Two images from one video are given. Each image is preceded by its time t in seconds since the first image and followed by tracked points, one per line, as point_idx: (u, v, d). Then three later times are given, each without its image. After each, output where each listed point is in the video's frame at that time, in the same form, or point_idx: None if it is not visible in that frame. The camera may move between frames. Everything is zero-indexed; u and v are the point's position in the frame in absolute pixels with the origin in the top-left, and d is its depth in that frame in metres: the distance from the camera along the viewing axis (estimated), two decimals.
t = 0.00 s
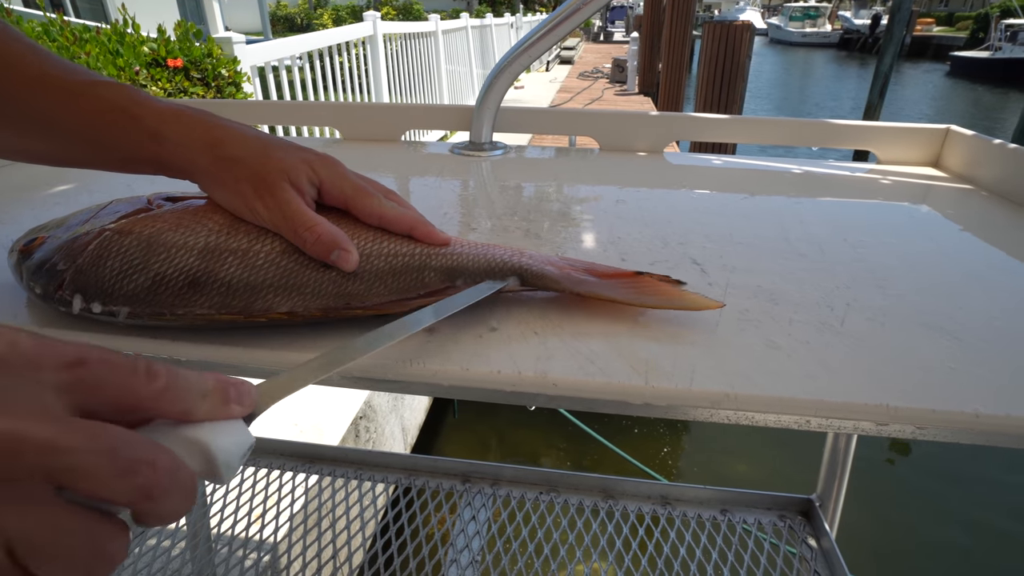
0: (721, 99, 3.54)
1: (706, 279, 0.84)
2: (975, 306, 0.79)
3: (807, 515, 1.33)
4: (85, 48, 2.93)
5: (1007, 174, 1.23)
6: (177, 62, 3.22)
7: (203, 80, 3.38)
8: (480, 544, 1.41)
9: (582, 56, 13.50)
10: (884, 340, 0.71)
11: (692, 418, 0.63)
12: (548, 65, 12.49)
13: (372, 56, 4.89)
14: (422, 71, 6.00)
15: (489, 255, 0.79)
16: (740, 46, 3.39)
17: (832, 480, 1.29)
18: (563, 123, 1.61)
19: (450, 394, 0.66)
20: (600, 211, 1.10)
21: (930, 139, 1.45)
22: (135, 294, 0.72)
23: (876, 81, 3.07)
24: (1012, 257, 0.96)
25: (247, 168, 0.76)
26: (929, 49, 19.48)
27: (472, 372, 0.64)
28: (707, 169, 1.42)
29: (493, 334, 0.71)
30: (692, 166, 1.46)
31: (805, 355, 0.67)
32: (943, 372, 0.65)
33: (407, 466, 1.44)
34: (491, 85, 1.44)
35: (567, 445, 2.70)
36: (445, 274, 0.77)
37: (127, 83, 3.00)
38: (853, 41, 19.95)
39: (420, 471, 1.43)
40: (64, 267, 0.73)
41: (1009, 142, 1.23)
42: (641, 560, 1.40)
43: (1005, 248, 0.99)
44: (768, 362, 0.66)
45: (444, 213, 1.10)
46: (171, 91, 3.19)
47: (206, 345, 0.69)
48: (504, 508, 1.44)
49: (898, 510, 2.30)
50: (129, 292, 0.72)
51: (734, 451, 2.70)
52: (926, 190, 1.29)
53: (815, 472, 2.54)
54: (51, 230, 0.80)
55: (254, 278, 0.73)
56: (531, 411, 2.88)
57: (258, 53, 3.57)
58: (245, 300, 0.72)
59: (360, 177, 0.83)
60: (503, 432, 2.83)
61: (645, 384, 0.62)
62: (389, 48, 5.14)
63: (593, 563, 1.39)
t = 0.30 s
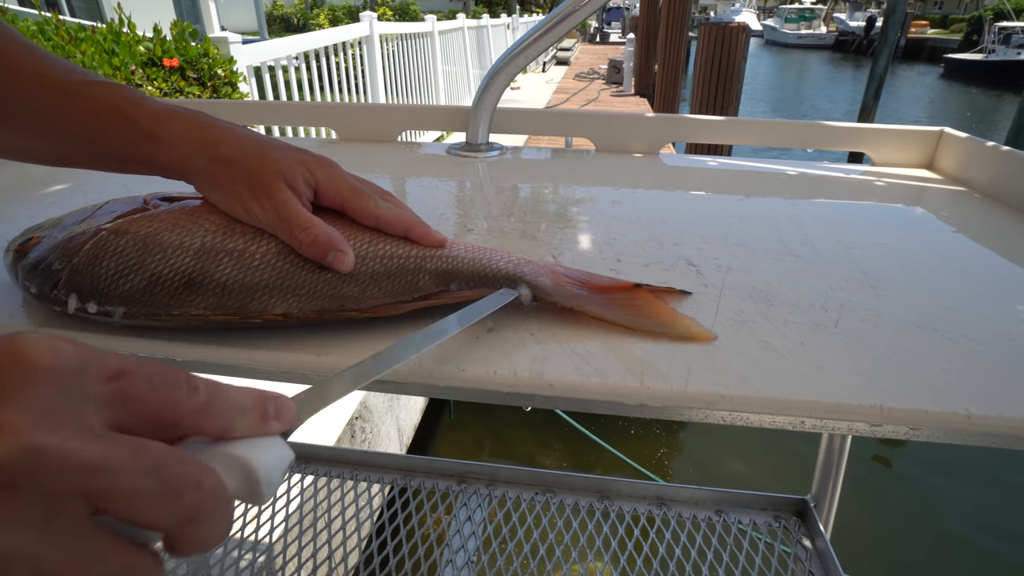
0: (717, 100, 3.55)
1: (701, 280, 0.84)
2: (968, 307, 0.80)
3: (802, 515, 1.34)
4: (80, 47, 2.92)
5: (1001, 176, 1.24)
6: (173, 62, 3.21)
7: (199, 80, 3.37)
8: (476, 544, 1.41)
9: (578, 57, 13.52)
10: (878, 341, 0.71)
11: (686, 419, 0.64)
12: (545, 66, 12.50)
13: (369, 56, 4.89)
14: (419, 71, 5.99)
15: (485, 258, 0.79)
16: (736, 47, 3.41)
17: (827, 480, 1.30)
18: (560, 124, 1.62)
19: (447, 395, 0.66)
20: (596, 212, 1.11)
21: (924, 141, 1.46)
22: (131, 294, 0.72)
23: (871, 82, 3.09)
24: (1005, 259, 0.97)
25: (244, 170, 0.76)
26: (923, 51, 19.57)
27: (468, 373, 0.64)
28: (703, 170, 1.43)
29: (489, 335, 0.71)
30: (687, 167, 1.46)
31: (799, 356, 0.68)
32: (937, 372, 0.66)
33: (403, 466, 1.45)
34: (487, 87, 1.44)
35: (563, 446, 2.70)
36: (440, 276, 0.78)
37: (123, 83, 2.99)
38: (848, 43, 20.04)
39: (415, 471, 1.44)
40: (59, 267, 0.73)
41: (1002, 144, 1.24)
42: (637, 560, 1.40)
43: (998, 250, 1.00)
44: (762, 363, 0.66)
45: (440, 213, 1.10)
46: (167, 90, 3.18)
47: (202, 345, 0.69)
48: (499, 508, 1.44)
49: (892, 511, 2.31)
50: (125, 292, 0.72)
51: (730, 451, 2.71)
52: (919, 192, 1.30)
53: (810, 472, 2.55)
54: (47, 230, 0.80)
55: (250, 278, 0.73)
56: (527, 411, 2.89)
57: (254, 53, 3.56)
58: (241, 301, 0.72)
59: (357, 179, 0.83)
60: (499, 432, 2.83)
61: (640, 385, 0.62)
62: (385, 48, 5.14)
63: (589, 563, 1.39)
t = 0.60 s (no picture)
0: (715, 102, 3.56)
1: (698, 281, 0.85)
2: (965, 309, 0.80)
3: (800, 517, 1.34)
4: (79, 48, 2.92)
5: (997, 178, 1.25)
6: (172, 63, 3.20)
7: (197, 81, 3.37)
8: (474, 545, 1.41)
9: (576, 59, 13.55)
10: (874, 342, 0.72)
11: (684, 420, 0.64)
12: (543, 68, 12.53)
13: (367, 57, 4.89)
14: (417, 73, 6.00)
15: (483, 258, 0.79)
16: (734, 49, 3.42)
17: (824, 482, 1.30)
18: (558, 125, 1.62)
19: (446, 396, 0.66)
20: (595, 214, 1.11)
21: (920, 143, 1.47)
22: (130, 295, 0.71)
23: (868, 84, 3.10)
24: (1001, 261, 0.97)
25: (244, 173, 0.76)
26: (920, 53, 19.63)
27: (466, 373, 0.64)
28: (701, 172, 1.43)
29: (487, 336, 0.71)
30: (685, 169, 1.47)
31: (796, 357, 0.68)
32: (933, 374, 0.66)
33: (401, 468, 1.46)
34: (485, 89, 1.45)
35: (561, 448, 2.70)
36: (439, 275, 0.77)
37: (121, 83, 2.99)
38: (845, 45, 20.10)
39: (414, 472, 1.45)
40: (58, 268, 0.72)
41: (998, 146, 1.25)
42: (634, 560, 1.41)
43: (994, 252, 1.01)
44: (759, 364, 0.67)
45: (439, 215, 1.10)
46: (165, 91, 3.18)
47: (201, 345, 0.69)
48: (497, 510, 1.45)
49: (888, 512, 2.32)
50: (124, 293, 0.71)
51: (727, 452, 2.71)
52: (915, 194, 1.30)
53: (808, 474, 2.55)
54: (45, 230, 0.80)
55: (249, 279, 0.72)
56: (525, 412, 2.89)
57: (253, 53, 3.57)
58: (239, 301, 0.72)
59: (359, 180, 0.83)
60: (498, 433, 2.83)
61: (638, 386, 0.62)
62: (383, 50, 5.15)
63: (587, 564, 1.40)
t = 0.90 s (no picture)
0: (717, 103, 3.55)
1: (702, 282, 0.85)
2: (970, 310, 0.80)
3: (803, 518, 1.34)
4: (81, 50, 2.93)
5: (1000, 179, 1.24)
6: (174, 64, 3.21)
7: (199, 82, 3.37)
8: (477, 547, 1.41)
9: (577, 60, 13.57)
10: (879, 343, 0.71)
11: (689, 421, 0.64)
12: (544, 69, 12.54)
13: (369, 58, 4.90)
14: (418, 75, 6.00)
15: (490, 260, 0.78)
16: (735, 50, 3.42)
17: (828, 483, 1.30)
18: (560, 126, 1.62)
19: (450, 397, 0.66)
20: (598, 215, 1.11)
21: (924, 144, 1.47)
22: (133, 299, 0.70)
23: (870, 85, 3.09)
24: (1005, 262, 0.97)
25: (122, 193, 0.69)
26: (922, 54, 19.59)
27: (471, 374, 0.64)
28: (703, 173, 1.43)
29: (492, 337, 0.71)
30: (688, 170, 1.47)
31: (800, 358, 0.68)
32: (938, 375, 0.66)
33: (404, 469, 1.46)
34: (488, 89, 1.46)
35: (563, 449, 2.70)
36: (444, 276, 0.76)
37: (124, 85, 2.99)
38: (847, 46, 20.07)
39: (416, 473, 1.45)
40: (61, 271, 0.71)
41: (1002, 147, 1.25)
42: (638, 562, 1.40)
43: (999, 253, 1.00)
44: (763, 365, 0.66)
45: (442, 215, 1.10)
46: (168, 93, 3.18)
47: (204, 345, 0.69)
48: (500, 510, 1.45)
49: (890, 514, 2.32)
50: (127, 297, 0.70)
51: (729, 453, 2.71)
52: (919, 195, 1.30)
53: (811, 475, 2.55)
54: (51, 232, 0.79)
55: (253, 283, 0.70)
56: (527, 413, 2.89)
57: (255, 55, 3.57)
58: (244, 305, 0.71)
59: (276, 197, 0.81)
60: (500, 435, 2.84)
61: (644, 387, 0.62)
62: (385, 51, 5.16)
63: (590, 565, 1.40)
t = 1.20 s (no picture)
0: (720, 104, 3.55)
1: (705, 282, 0.85)
2: (973, 311, 0.80)
3: (804, 519, 1.34)
4: (85, 47, 2.93)
5: (1004, 181, 1.24)
6: (178, 62, 3.21)
7: (203, 80, 3.37)
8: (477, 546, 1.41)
9: (581, 60, 13.57)
10: (882, 344, 0.71)
11: (691, 421, 0.64)
12: (547, 69, 12.54)
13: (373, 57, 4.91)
14: (422, 74, 6.00)
15: (494, 260, 0.78)
16: (739, 51, 3.41)
17: (829, 484, 1.29)
18: (564, 126, 1.62)
19: (453, 395, 0.66)
20: (601, 215, 1.11)
21: (927, 146, 1.46)
22: (139, 263, 0.72)
23: (874, 87, 3.09)
24: (1009, 264, 0.97)
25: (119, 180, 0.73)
26: (926, 56, 19.55)
27: (473, 373, 0.64)
28: (707, 174, 1.43)
29: (495, 336, 0.71)
30: (691, 170, 1.47)
31: (804, 359, 0.68)
32: (941, 376, 0.66)
33: (405, 467, 1.47)
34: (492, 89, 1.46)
35: (564, 450, 2.71)
36: (447, 271, 0.76)
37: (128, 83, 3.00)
38: (851, 47, 20.03)
39: (417, 472, 1.45)
40: (78, 230, 0.74)
41: (1005, 149, 1.24)
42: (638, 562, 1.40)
43: (1002, 255, 1.00)
44: (766, 366, 0.66)
45: (445, 214, 1.10)
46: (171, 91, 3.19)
47: (206, 341, 0.69)
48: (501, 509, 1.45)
49: (894, 516, 2.31)
50: (134, 261, 0.72)
51: (730, 454, 2.71)
52: (922, 197, 1.30)
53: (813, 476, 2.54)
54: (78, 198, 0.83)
55: (256, 261, 0.72)
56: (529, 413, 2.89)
57: (259, 53, 3.57)
58: (245, 280, 0.72)
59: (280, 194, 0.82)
60: (501, 434, 2.84)
61: (647, 386, 0.62)
62: (389, 50, 5.17)
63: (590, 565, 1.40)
